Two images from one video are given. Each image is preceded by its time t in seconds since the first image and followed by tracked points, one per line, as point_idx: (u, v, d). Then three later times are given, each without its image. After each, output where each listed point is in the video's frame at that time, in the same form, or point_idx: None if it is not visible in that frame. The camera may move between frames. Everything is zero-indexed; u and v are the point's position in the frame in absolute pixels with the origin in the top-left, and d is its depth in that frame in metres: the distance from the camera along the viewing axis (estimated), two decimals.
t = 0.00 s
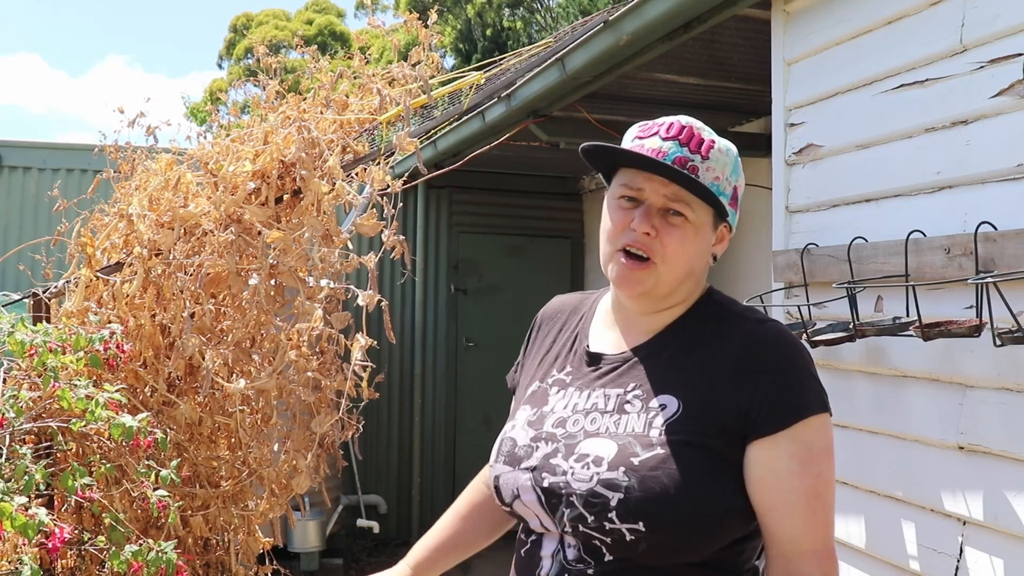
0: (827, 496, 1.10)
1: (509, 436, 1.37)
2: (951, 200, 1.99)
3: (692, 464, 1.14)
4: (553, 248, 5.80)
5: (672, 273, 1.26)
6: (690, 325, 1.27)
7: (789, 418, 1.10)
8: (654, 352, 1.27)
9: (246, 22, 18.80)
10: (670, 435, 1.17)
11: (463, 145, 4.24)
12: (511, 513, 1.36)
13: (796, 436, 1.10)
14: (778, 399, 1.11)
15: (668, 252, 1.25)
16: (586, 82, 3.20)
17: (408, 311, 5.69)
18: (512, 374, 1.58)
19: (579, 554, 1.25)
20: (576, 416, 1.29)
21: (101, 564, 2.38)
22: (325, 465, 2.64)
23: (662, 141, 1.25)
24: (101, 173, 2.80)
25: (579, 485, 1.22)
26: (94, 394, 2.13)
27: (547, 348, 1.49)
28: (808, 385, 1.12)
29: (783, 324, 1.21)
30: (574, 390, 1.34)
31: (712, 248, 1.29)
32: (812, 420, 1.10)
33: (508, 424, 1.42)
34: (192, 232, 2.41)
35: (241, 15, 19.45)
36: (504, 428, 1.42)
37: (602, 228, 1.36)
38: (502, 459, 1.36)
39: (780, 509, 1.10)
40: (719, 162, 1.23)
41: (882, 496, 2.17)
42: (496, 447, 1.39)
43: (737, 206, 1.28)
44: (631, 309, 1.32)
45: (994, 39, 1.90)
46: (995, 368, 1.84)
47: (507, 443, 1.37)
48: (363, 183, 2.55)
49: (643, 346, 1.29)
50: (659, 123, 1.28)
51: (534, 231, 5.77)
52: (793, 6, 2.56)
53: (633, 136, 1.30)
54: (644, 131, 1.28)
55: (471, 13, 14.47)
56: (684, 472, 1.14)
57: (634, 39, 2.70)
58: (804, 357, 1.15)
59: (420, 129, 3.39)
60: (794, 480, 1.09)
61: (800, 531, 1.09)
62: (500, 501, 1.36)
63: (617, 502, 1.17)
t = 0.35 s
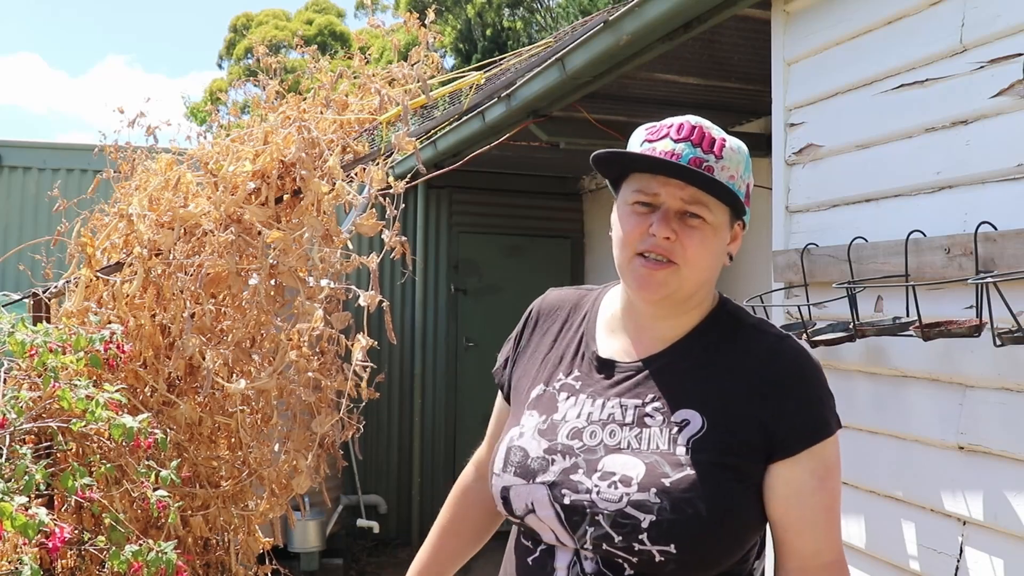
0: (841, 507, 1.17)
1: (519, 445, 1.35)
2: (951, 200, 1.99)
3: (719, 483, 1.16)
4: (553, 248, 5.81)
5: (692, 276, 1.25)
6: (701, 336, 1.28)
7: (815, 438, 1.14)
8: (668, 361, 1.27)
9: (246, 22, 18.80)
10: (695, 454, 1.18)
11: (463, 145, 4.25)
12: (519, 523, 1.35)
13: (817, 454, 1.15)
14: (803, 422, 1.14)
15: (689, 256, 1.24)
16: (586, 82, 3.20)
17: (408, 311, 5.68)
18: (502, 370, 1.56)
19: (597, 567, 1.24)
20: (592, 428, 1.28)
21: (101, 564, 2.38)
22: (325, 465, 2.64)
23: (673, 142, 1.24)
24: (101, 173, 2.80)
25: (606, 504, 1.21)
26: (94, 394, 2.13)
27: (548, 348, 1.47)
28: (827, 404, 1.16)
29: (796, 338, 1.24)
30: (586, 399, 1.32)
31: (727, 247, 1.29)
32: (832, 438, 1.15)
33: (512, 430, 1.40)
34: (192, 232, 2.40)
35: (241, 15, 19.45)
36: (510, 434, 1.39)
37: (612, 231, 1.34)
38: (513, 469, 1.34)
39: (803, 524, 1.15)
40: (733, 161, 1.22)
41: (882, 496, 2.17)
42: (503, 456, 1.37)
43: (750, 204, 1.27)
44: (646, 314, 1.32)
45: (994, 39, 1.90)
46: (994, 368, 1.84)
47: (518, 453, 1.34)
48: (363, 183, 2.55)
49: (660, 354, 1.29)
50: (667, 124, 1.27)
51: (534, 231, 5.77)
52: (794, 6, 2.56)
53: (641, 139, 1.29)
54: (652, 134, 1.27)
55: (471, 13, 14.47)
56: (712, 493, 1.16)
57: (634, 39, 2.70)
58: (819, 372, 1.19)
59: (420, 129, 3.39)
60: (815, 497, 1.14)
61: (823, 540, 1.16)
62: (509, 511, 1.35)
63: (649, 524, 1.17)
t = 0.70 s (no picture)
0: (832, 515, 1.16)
1: (511, 442, 1.35)
2: (951, 200, 1.99)
3: (713, 485, 1.16)
4: (553, 247, 5.81)
5: (655, 273, 1.24)
6: (695, 336, 1.28)
7: (809, 440, 1.14)
8: (663, 363, 1.27)
9: (246, 22, 18.81)
10: (689, 454, 1.18)
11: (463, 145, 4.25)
12: (508, 521, 1.34)
13: (809, 458, 1.14)
14: (797, 424, 1.14)
15: (649, 254, 1.23)
16: (586, 82, 3.20)
17: (408, 311, 5.68)
18: (498, 368, 1.55)
19: (585, 568, 1.24)
20: (585, 426, 1.28)
21: (101, 564, 2.38)
22: (325, 465, 2.64)
23: (627, 141, 1.26)
24: (101, 173, 2.80)
25: (595, 502, 1.21)
26: (94, 394, 2.13)
27: (544, 347, 1.47)
28: (822, 406, 1.16)
29: (793, 341, 1.23)
30: (580, 397, 1.32)
31: (705, 242, 1.27)
32: (827, 443, 1.15)
33: (504, 427, 1.39)
34: (192, 232, 2.40)
35: (241, 15, 19.45)
36: (502, 431, 1.39)
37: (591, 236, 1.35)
38: (505, 466, 1.34)
39: (792, 528, 1.15)
40: (687, 153, 1.21)
41: (882, 496, 2.17)
42: (495, 453, 1.37)
43: (723, 196, 1.24)
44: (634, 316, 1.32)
45: (994, 39, 1.90)
46: (994, 368, 1.84)
47: (510, 450, 1.34)
48: (363, 183, 2.55)
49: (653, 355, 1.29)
50: (625, 126, 1.29)
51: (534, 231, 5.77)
52: (793, 6, 2.56)
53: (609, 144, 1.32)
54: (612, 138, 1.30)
55: (471, 13, 14.47)
56: (705, 493, 1.16)
57: (634, 39, 2.70)
58: (816, 376, 1.19)
59: (420, 129, 3.39)
60: (805, 501, 1.14)
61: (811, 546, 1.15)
62: (498, 508, 1.35)
63: (638, 523, 1.17)
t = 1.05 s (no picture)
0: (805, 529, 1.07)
1: (497, 429, 1.42)
2: (951, 200, 1.99)
3: (670, 482, 1.13)
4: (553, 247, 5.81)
5: (587, 268, 1.27)
6: (682, 333, 1.25)
7: (775, 442, 1.07)
8: (646, 359, 1.26)
9: (246, 22, 18.81)
10: (652, 450, 1.16)
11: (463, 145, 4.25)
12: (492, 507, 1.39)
13: (777, 463, 1.07)
14: (762, 424, 1.08)
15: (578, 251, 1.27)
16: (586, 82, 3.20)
17: (408, 311, 5.68)
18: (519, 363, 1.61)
19: (554, 557, 1.25)
20: (561, 418, 1.31)
21: (102, 564, 2.38)
22: (325, 465, 2.64)
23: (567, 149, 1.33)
24: (101, 173, 2.80)
25: (551, 491, 1.23)
26: (94, 394, 2.13)
27: (548, 342, 1.52)
28: (796, 410, 1.08)
29: (781, 341, 1.16)
30: (564, 390, 1.36)
31: (649, 235, 1.24)
32: (798, 447, 1.07)
33: (499, 415, 1.47)
34: (192, 232, 2.40)
35: (241, 15, 19.45)
36: (496, 419, 1.46)
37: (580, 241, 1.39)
38: (488, 451, 1.40)
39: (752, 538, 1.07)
40: (603, 147, 1.24)
41: (882, 496, 2.17)
42: (483, 440, 1.43)
43: (650, 184, 1.21)
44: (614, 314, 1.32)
45: (994, 39, 1.90)
46: (994, 368, 1.84)
47: (494, 437, 1.41)
48: (363, 183, 2.55)
49: (633, 357, 1.28)
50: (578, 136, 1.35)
51: (533, 231, 5.77)
52: (793, 6, 2.56)
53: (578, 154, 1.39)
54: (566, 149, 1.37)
55: (471, 13, 14.47)
56: (660, 489, 1.13)
57: (633, 39, 2.70)
58: (797, 379, 1.11)
59: (420, 130, 3.39)
60: (766, 510, 1.06)
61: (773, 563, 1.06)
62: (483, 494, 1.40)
63: (585, 514, 1.18)
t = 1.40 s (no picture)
0: (761, 537, 1.07)
1: (495, 426, 1.51)
2: (951, 200, 1.99)
3: (626, 485, 1.17)
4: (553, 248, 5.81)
5: (560, 263, 1.38)
6: (660, 337, 1.28)
7: (728, 446, 1.08)
8: (625, 361, 1.30)
9: (246, 22, 18.81)
10: (610, 453, 1.20)
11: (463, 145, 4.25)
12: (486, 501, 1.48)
13: (733, 469, 1.08)
14: (715, 427, 1.10)
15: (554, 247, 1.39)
16: (586, 82, 3.20)
17: (408, 311, 5.68)
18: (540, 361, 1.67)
19: (530, 554, 1.32)
20: (542, 419, 1.38)
21: (102, 564, 2.38)
22: (325, 465, 2.64)
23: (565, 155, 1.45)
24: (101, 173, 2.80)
25: (519, 489, 1.30)
26: (94, 394, 2.13)
27: (554, 343, 1.60)
28: (751, 416, 1.09)
29: (751, 343, 1.16)
30: (552, 390, 1.43)
31: (606, 231, 1.31)
32: (753, 453, 1.08)
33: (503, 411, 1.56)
34: (192, 232, 2.40)
35: (241, 15, 19.45)
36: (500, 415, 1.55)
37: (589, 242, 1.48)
38: (483, 448, 1.50)
39: (707, 542, 1.09)
40: (573, 147, 1.35)
41: (882, 496, 2.17)
42: (482, 436, 1.53)
43: (602, 179, 1.29)
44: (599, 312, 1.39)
45: (994, 39, 1.90)
46: (995, 368, 1.84)
47: (490, 434, 1.50)
48: (363, 183, 2.55)
49: (613, 361, 1.32)
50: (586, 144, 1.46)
51: (533, 231, 5.76)
52: (793, 6, 2.56)
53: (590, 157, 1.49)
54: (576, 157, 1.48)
55: (471, 13, 14.47)
56: (614, 491, 1.18)
57: (633, 39, 2.70)
58: (759, 387, 1.10)
59: (420, 130, 3.39)
60: (719, 515, 1.08)
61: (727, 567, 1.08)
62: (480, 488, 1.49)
63: (543, 514, 1.24)
